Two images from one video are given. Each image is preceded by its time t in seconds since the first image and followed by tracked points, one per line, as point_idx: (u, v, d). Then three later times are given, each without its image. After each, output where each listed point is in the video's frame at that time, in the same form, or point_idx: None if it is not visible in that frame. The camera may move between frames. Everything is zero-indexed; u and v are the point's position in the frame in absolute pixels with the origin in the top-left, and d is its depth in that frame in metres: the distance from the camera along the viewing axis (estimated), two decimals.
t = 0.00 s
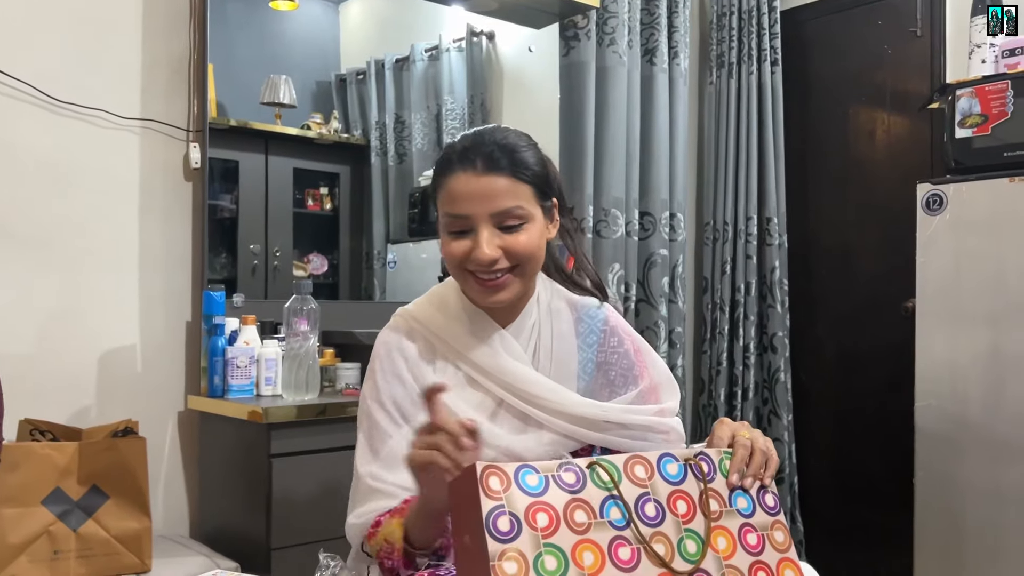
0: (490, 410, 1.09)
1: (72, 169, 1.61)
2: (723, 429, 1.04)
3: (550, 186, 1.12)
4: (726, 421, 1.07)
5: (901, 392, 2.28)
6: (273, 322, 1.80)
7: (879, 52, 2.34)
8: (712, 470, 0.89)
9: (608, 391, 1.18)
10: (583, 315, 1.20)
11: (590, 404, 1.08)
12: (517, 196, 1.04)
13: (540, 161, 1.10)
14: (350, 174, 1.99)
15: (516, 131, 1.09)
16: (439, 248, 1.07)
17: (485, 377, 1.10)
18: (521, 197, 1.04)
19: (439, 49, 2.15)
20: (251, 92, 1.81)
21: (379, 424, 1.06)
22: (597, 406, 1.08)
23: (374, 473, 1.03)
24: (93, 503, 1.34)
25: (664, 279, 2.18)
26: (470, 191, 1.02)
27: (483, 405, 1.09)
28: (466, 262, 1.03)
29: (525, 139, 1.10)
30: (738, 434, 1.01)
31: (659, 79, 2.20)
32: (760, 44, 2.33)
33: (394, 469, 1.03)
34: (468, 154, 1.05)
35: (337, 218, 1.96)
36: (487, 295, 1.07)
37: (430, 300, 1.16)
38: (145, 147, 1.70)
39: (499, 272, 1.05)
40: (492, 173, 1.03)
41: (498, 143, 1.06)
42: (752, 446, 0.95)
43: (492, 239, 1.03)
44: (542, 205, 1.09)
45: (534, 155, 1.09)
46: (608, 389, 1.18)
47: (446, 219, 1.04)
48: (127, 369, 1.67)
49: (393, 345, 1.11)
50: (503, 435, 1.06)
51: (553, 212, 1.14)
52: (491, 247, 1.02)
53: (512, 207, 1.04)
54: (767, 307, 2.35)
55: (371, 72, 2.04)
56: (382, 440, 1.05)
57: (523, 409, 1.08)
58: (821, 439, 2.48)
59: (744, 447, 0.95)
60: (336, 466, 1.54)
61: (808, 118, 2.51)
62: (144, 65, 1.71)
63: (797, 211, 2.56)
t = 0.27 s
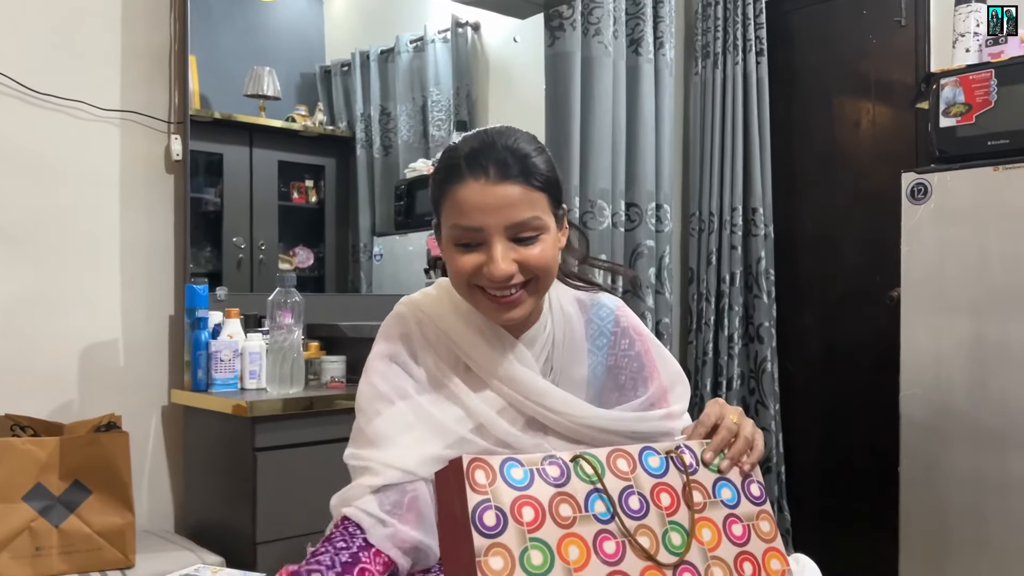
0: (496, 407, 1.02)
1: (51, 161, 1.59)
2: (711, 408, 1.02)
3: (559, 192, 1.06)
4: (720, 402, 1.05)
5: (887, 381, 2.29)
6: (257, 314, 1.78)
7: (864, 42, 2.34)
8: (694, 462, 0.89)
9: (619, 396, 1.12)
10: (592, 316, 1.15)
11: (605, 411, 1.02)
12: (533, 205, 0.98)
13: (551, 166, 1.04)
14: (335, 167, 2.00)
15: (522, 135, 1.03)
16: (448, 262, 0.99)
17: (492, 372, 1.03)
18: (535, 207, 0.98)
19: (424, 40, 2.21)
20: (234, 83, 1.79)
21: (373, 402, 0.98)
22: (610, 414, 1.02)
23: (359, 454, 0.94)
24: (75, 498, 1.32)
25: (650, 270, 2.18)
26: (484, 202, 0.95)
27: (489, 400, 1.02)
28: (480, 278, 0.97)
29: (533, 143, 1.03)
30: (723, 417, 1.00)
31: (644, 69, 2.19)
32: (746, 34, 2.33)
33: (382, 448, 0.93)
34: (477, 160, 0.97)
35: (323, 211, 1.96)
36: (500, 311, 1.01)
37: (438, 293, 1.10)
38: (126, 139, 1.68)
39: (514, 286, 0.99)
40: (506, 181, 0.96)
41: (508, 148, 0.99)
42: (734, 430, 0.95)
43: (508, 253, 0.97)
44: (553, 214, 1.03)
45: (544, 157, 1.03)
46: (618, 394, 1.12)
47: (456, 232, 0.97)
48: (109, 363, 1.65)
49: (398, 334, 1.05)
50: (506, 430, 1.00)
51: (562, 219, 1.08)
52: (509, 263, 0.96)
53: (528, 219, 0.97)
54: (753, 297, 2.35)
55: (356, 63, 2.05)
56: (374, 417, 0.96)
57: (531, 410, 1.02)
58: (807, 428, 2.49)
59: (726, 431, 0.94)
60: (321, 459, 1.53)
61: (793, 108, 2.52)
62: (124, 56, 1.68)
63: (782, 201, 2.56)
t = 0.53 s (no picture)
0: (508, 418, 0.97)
1: (22, 147, 1.55)
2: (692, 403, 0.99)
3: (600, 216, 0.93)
4: (700, 395, 1.02)
5: (874, 365, 2.29)
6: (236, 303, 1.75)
7: (850, 24, 2.32)
8: (682, 452, 0.83)
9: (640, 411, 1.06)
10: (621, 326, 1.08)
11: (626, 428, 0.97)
12: (565, 233, 0.86)
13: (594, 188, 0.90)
14: (318, 154, 1.94)
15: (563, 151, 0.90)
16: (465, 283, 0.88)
17: (506, 380, 0.96)
18: (567, 234, 0.86)
19: (406, 25, 2.14)
20: (213, 69, 1.76)
21: (378, 403, 0.90)
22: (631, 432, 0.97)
23: (356, 460, 0.86)
24: (50, 492, 1.29)
25: (637, 256, 2.16)
26: (507, 226, 0.83)
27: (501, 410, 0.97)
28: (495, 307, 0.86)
29: (575, 160, 0.90)
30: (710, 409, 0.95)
31: (629, 53, 2.17)
32: (731, 16, 2.30)
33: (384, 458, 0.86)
34: (504, 179, 0.85)
35: (305, 199, 1.91)
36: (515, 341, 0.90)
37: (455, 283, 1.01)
38: (100, 124, 1.64)
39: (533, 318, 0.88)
40: (535, 205, 0.84)
41: (541, 166, 0.87)
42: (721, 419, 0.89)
43: (529, 283, 0.85)
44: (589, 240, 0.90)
45: (584, 176, 0.89)
46: (640, 407, 1.06)
47: (474, 253, 0.86)
48: (86, 354, 1.62)
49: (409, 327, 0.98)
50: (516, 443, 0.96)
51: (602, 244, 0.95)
52: (530, 294, 0.84)
53: (557, 247, 0.85)
54: (740, 283, 2.34)
55: (338, 49, 1.99)
56: (378, 419, 0.88)
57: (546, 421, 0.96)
58: (795, 414, 2.49)
59: (711, 420, 0.89)
60: (303, 449, 1.51)
61: (779, 92, 2.50)
62: (96, 38, 1.64)
63: (769, 186, 2.55)
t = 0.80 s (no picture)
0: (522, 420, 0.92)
1: None
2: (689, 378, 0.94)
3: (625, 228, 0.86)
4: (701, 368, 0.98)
5: (863, 348, 2.29)
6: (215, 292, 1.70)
7: (838, 4, 2.30)
8: (665, 434, 0.80)
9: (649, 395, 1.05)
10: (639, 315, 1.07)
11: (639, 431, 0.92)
12: (582, 247, 0.80)
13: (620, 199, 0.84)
14: (301, 139, 1.89)
15: (592, 157, 0.83)
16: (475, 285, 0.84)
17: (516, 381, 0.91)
18: (585, 249, 0.80)
19: (389, 8, 2.11)
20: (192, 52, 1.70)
21: (378, 409, 0.85)
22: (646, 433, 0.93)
23: (353, 472, 0.82)
24: (25, 486, 1.26)
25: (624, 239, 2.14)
26: (521, 235, 0.77)
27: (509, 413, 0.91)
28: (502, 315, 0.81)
29: (604, 167, 0.84)
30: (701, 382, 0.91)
31: (616, 33, 2.14)
32: None
33: (382, 472, 0.82)
34: (524, 183, 0.79)
35: (288, 185, 1.86)
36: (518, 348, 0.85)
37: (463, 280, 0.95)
38: (74, 107, 1.60)
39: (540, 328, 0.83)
40: (553, 217, 0.78)
41: (565, 172, 0.80)
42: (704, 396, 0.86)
43: (540, 296, 0.80)
44: (609, 254, 0.84)
45: (610, 186, 0.83)
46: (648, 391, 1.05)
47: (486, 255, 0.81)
48: (61, 343, 1.58)
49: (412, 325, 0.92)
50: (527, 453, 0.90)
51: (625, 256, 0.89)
52: (539, 308, 0.79)
53: (573, 262, 0.79)
54: (728, 266, 2.32)
55: (318, 33, 1.94)
56: (378, 430, 0.84)
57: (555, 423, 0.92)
58: (783, 398, 2.48)
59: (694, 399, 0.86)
60: (286, 438, 1.48)
61: (767, 73, 2.48)
62: (68, 17, 1.59)
63: (757, 168, 2.53)
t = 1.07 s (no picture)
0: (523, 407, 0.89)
1: None
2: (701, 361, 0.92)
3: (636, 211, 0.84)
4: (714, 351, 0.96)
5: (859, 329, 2.28)
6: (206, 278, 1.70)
7: None
8: (678, 416, 0.77)
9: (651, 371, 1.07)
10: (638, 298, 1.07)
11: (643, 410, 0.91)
12: (591, 228, 0.78)
13: (633, 181, 0.82)
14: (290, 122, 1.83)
15: (608, 136, 0.81)
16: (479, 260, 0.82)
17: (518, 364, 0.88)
18: (594, 230, 0.78)
19: None
20: (178, 33, 1.67)
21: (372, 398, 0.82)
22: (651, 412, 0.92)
23: (348, 465, 0.79)
24: (14, 474, 1.24)
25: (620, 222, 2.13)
26: (529, 210, 0.75)
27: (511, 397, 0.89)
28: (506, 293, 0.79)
29: (619, 147, 0.82)
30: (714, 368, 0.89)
31: (609, 13, 2.11)
32: None
33: (378, 465, 0.79)
34: (537, 156, 0.77)
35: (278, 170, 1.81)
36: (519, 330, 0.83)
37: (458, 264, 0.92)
38: (59, 88, 1.56)
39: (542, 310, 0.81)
40: (564, 194, 0.76)
41: (579, 148, 0.78)
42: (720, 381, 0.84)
43: (545, 275, 0.77)
44: (618, 237, 0.82)
45: (625, 167, 0.81)
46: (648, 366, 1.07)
47: (493, 231, 0.79)
48: (50, 330, 1.55)
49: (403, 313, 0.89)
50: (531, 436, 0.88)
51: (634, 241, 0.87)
52: (543, 288, 0.77)
53: (581, 242, 0.77)
54: (724, 248, 2.31)
55: (308, 15, 1.89)
56: (371, 420, 0.81)
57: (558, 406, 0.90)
58: (780, 380, 2.48)
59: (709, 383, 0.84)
60: (281, 424, 1.46)
61: (762, 53, 2.46)
62: None
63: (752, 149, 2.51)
